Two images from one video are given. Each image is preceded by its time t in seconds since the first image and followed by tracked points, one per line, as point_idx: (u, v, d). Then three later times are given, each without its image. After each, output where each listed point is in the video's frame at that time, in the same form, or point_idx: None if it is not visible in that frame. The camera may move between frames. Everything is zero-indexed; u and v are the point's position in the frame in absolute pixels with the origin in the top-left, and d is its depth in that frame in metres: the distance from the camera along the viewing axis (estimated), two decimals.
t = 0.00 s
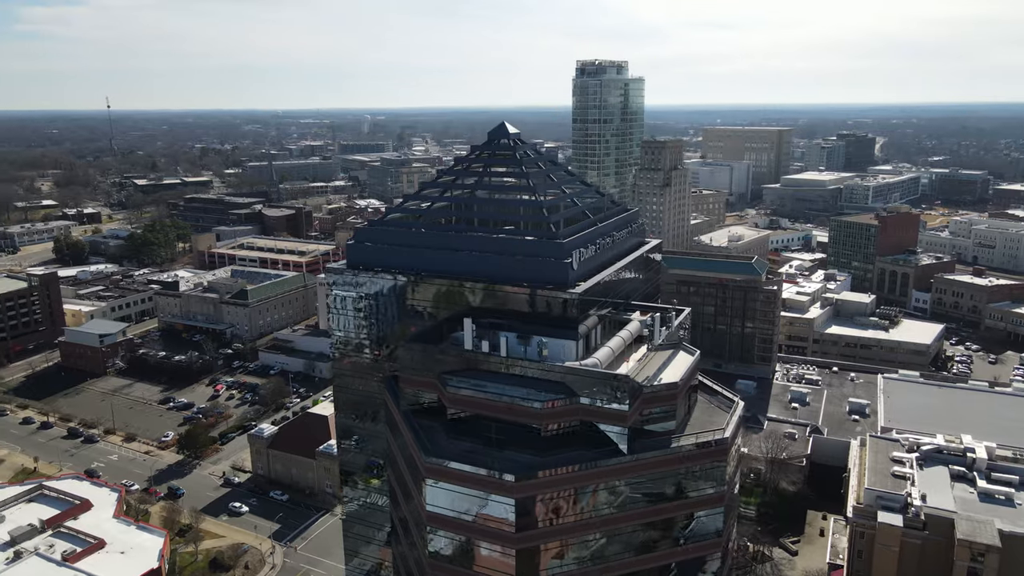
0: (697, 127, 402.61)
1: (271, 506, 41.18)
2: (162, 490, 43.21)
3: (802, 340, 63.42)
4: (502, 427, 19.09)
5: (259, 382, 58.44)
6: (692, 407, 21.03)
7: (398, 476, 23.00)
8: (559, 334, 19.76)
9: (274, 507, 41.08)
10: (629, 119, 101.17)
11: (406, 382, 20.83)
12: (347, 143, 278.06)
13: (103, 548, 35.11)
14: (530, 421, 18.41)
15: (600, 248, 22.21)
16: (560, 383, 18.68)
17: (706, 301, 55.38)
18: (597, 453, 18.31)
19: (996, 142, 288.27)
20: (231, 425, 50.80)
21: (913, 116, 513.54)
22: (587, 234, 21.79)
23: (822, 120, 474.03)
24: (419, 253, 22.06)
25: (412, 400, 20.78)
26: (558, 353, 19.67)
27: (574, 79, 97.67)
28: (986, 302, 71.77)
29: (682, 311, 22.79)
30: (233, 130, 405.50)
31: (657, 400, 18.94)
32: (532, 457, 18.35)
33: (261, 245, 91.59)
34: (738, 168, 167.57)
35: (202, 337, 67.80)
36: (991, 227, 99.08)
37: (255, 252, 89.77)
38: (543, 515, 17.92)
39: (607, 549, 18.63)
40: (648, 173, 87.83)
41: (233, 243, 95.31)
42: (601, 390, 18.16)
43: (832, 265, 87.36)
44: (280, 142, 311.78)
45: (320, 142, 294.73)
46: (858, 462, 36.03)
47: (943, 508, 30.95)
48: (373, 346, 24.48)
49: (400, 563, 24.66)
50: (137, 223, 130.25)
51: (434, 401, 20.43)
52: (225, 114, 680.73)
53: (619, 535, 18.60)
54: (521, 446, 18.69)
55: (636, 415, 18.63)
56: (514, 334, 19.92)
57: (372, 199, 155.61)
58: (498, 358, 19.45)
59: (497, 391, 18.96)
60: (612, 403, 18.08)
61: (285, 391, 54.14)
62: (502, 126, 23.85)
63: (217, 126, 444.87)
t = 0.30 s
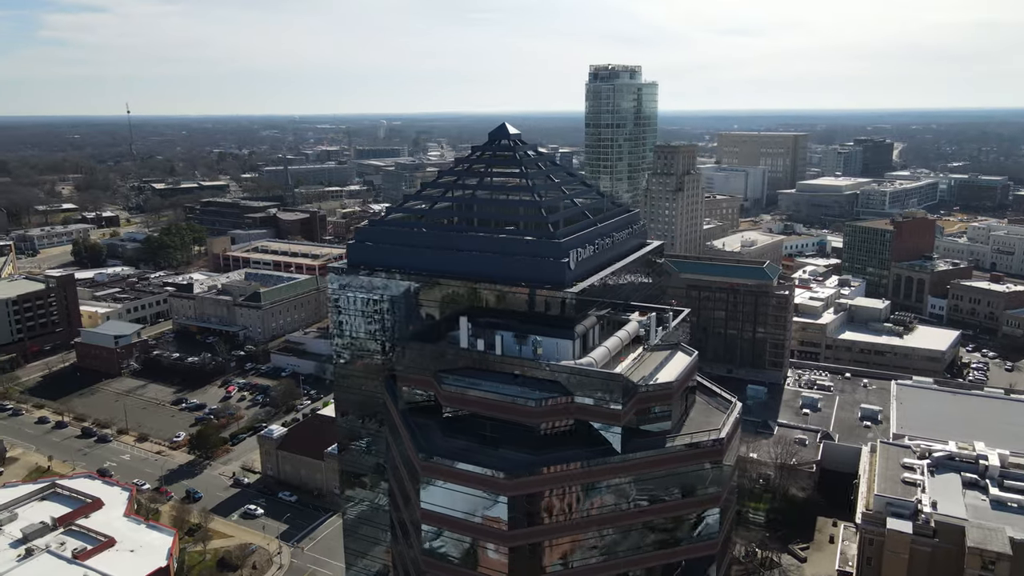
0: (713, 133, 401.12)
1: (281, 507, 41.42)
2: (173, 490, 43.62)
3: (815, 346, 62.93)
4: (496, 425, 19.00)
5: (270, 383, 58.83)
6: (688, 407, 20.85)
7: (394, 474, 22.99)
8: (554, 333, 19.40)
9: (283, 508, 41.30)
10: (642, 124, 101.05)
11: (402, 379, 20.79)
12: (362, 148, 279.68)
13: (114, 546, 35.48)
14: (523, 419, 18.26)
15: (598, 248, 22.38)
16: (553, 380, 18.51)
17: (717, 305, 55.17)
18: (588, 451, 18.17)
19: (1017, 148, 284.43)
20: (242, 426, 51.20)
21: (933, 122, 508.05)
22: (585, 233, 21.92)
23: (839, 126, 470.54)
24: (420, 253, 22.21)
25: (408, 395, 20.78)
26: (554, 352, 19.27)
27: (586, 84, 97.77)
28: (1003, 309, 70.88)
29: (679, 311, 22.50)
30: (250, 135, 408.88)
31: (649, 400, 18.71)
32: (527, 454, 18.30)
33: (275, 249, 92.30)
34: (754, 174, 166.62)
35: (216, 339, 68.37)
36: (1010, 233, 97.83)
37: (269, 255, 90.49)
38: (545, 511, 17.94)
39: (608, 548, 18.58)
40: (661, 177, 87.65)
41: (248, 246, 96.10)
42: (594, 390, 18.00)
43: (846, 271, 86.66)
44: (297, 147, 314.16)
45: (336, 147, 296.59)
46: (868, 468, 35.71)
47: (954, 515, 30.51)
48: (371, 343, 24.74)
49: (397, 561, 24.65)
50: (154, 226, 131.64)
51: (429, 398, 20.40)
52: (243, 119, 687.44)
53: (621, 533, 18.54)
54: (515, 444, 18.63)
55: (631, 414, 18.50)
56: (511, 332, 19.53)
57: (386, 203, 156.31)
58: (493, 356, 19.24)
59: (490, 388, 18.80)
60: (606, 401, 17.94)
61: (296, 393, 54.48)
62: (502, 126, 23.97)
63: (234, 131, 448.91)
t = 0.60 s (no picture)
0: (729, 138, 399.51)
1: (290, 508, 41.66)
2: (183, 489, 43.98)
3: (828, 352, 62.44)
4: (491, 424, 19.15)
5: (282, 385, 59.18)
6: (687, 407, 20.86)
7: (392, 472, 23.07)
8: (550, 332, 19.56)
9: (292, 509, 41.54)
10: (655, 129, 100.87)
11: (400, 377, 20.80)
12: (378, 153, 281.05)
13: (124, 544, 35.83)
14: (518, 417, 18.27)
15: (598, 249, 22.00)
16: (548, 380, 18.50)
17: (728, 310, 54.92)
18: (582, 451, 18.14)
19: None
20: (253, 428, 51.53)
21: (953, 127, 502.81)
22: (584, 233, 21.65)
23: (857, 131, 466.64)
24: (418, 252, 22.01)
25: (405, 394, 20.81)
26: (549, 351, 19.48)
27: (599, 89, 97.82)
28: (1021, 316, 69.87)
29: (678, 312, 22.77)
30: (267, 140, 412.47)
31: (643, 400, 18.76)
32: (521, 453, 18.37)
33: (289, 252, 92.94)
34: (769, 179, 165.68)
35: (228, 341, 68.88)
36: None
37: (282, 259, 91.16)
38: (550, 508, 17.96)
39: (612, 545, 18.59)
40: (674, 182, 87.41)
41: (262, 250, 96.86)
42: (584, 388, 18.01)
43: (862, 276, 85.88)
44: (313, 152, 316.40)
45: (352, 152, 298.32)
46: (878, 474, 35.35)
47: (964, 522, 30.05)
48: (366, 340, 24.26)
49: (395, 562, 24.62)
50: (171, 230, 133.08)
51: (426, 397, 20.41)
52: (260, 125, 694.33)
53: (625, 531, 18.54)
54: (511, 442, 18.74)
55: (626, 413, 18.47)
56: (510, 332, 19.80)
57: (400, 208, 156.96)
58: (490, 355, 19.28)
59: (485, 386, 18.87)
60: (599, 400, 17.89)
61: (307, 396, 54.73)
62: (502, 127, 23.94)
63: (252, 136, 453.31)
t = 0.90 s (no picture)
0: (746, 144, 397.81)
1: (298, 509, 41.88)
2: (193, 490, 44.33)
3: (841, 358, 61.94)
4: (486, 422, 19.13)
5: (293, 388, 59.53)
6: (683, 407, 20.81)
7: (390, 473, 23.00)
8: (544, 332, 19.54)
9: (300, 510, 41.76)
10: (669, 134, 100.65)
11: (397, 376, 20.64)
12: (394, 159, 282.50)
13: (133, 543, 36.16)
14: (513, 416, 18.16)
15: (595, 250, 21.70)
16: (544, 378, 18.44)
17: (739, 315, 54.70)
18: (576, 449, 18.14)
19: None
20: (264, 429, 51.87)
21: (973, 133, 497.55)
22: (581, 234, 21.45)
23: (875, 137, 462.86)
24: (418, 252, 22.05)
25: (401, 393, 20.71)
26: (544, 350, 19.41)
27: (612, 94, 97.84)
28: None
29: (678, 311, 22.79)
30: (284, 145, 416.27)
31: (639, 401, 18.63)
32: (516, 452, 18.36)
33: (303, 256, 93.62)
34: (785, 185, 164.70)
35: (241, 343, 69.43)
36: None
37: (296, 262, 91.83)
38: (555, 505, 17.95)
39: (616, 544, 18.52)
40: (686, 187, 87.13)
41: (277, 253, 97.64)
42: (581, 388, 17.98)
43: (877, 282, 85.12)
44: (329, 157, 318.75)
45: (368, 157, 300.08)
46: (888, 481, 34.88)
47: (976, 530, 29.59)
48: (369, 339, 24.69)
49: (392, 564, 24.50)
50: (187, 234, 134.50)
51: (422, 396, 20.32)
52: (278, 131, 700.90)
53: (628, 529, 18.47)
54: (505, 441, 18.71)
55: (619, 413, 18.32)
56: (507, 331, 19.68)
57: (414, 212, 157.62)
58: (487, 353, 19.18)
59: (481, 385, 18.83)
60: (593, 398, 17.85)
61: (318, 398, 55.02)
62: (502, 128, 23.90)
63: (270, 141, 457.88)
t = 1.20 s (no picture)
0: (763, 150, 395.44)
1: (306, 510, 42.09)
2: (204, 490, 44.68)
3: (854, 364, 61.37)
4: (480, 420, 19.24)
5: (304, 390, 59.84)
6: (679, 407, 21.03)
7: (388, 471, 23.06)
8: (541, 331, 19.54)
9: (308, 511, 41.96)
10: (682, 139, 100.38)
11: (395, 374, 20.65)
12: (409, 164, 283.60)
13: (143, 542, 36.50)
14: (505, 415, 18.25)
15: (594, 250, 21.52)
16: (538, 377, 18.53)
17: (750, 320, 54.42)
18: (571, 449, 18.25)
19: None
20: (274, 430, 52.23)
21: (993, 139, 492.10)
22: (580, 233, 21.26)
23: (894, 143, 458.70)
24: (416, 252, 21.89)
25: (400, 392, 20.71)
26: (541, 349, 19.45)
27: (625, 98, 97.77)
28: None
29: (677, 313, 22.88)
30: (301, 150, 419.37)
31: (632, 400, 18.74)
32: (509, 450, 18.41)
33: (316, 260, 94.20)
34: (801, 190, 163.53)
35: (254, 345, 69.90)
36: None
37: (309, 266, 92.43)
38: (562, 501, 18.06)
39: (619, 542, 18.64)
40: (699, 192, 86.80)
41: (290, 257, 98.33)
42: (577, 387, 18.01)
43: (892, 288, 84.29)
44: (345, 163, 320.51)
45: (383, 162, 301.47)
46: (898, 488, 34.44)
47: (988, 538, 29.10)
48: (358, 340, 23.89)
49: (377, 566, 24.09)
50: (204, 237, 135.84)
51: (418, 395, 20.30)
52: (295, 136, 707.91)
53: (630, 528, 18.62)
54: (501, 440, 18.79)
55: (613, 411, 18.40)
56: (504, 332, 19.69)
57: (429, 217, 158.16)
58: (484, 353, 19.22)
59: (477, 383, 18.91)
60: (585, 397, 17.93)
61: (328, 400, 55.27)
62: (504, 128, 23.74)
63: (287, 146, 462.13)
